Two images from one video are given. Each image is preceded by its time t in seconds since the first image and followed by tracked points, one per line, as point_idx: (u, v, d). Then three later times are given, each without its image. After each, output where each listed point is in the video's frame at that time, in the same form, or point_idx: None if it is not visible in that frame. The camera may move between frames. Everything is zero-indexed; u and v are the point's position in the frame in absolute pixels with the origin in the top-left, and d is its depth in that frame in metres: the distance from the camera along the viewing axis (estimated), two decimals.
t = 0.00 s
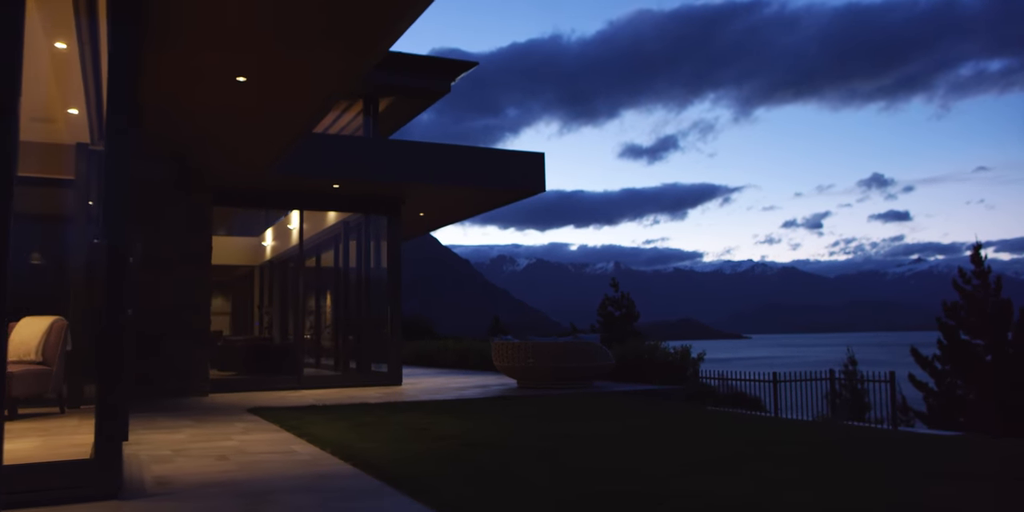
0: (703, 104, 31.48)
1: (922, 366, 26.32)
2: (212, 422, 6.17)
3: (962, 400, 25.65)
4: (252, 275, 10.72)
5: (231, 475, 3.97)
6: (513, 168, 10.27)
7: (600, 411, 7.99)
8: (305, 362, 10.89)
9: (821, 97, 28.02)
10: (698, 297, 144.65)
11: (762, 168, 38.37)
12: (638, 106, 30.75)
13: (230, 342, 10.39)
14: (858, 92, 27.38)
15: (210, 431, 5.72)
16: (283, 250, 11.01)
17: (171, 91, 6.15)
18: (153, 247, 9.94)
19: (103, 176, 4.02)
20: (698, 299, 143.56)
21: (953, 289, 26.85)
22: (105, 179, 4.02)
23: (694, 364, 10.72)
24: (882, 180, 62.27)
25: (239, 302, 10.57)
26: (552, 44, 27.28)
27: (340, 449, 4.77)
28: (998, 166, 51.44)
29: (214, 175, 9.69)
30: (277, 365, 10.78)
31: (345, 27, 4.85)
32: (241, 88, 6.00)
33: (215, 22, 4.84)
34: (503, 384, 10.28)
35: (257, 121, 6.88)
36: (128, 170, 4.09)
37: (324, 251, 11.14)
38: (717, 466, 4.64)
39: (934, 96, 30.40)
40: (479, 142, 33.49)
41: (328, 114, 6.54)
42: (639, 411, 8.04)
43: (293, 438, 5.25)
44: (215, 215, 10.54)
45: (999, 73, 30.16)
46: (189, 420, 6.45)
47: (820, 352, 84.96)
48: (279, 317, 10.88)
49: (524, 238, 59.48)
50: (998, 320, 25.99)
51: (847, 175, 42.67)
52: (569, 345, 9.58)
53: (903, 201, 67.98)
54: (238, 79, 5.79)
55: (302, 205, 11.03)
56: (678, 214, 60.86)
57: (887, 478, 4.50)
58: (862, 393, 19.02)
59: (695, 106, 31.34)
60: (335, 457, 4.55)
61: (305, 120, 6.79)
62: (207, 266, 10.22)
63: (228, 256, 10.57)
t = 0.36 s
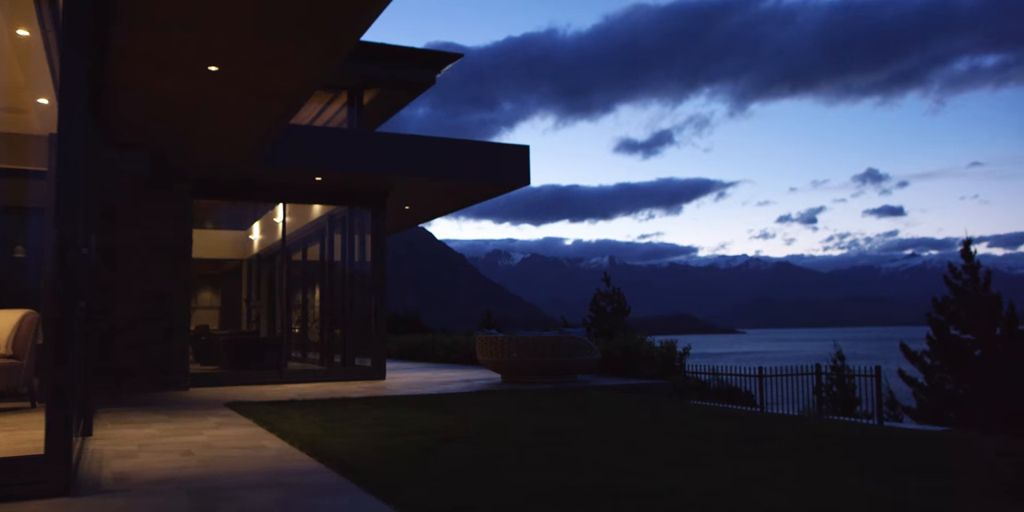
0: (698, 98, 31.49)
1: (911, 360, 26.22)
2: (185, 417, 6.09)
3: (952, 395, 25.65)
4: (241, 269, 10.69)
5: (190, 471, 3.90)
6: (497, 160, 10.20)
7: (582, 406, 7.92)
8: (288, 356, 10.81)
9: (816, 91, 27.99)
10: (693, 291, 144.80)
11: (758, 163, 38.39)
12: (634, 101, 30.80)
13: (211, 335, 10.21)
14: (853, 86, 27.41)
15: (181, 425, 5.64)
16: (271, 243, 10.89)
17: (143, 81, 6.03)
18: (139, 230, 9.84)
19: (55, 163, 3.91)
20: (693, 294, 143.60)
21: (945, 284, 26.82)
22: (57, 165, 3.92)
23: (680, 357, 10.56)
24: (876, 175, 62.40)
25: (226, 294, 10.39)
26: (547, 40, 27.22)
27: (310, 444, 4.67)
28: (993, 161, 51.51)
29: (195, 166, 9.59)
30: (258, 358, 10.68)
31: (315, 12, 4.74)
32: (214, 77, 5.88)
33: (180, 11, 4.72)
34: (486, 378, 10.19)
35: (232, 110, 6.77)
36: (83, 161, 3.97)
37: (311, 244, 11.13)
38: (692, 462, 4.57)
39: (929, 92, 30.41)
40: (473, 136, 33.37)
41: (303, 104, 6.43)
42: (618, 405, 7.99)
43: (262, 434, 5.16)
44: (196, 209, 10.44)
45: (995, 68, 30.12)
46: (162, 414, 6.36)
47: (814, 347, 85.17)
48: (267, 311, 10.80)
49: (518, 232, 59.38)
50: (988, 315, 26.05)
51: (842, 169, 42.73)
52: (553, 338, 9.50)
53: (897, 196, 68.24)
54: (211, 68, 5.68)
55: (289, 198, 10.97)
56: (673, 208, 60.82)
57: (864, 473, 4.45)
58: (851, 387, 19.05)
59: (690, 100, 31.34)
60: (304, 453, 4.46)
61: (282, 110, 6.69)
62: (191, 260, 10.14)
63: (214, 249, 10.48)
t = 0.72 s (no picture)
0: (686, 96, 31.39)
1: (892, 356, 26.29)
2: (153, 416, 6.02)
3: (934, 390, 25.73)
4: (220, 265, 10.60)
5: (142, 472, 3.84)
6: (475, 156, 10.15)
7: (557, 403, 7.87)
8: (265, 353, 10.73)
9: (803, 88, 27.99)
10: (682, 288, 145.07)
11: (747, 161, 38.30)
12: (623, 98, 30.72)
13: (186, 332, 10.12)
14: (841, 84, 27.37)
15: (146, 424, 5.56)
16: (251, 238, 10.77)
17: (105, 75, 5.91)
18: (111, 229, 9.75)
19: None
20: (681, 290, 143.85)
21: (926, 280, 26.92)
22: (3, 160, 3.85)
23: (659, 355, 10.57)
24: (864, 172, 62.60)
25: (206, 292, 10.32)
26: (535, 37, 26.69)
27: (271, 445, 4.60)
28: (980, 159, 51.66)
29: (169, 161, 9.47)
30: (232, 357, 10.55)
31: (274, 5, 4.67)
32: (177, 70, 5.79)
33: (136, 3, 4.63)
34: (464, 375, 10.11)
35: (199, 104, 6.68)
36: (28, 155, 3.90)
37: (291, 240, 11.04)
38: (654, 463, 4.52)
39: (917, 91, 30.43)
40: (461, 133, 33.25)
41: (271, 97, 6.36)
42: (593, 404, 7.96)
43: (226, 434, 5.09)
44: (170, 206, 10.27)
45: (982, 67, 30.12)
46: (129, 413, 6.27)
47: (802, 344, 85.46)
48: (247, 309, 10.73)
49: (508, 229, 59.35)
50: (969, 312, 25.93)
51: (830, 167, 42.74)
52: (533, 337, 9.42)
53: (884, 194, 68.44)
54: (174, 61, 5.58)
55: (270, 194, 10.89)
56: (661, 205, 60.90)
57: (825, 472, 4.41)
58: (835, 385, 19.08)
59: (678, 98, 31.25)
60: (263, 453, 4.38)
61: (250, 104, 6.60)
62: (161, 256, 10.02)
63: (196, 245, 10.42)
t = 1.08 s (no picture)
0: (672, 95, 31.48)
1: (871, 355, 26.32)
2: (115, 417, 5.94)
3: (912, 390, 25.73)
4: (193, 265, 10.77)
5: (90, 475, 3.76)
6: (449, 154, 10.11)
7: (528, 404, 7.83)
8: (239, 352, 10.66)
9: (787, 88, 28.14)
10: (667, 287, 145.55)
11: (732, 160, 38.45)
12: (609, 98, 30.83)
13: (159, 332, 10.02)
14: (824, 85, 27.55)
15: (105, 425, 5.48)
16: (230, 237, 10.79)
17: (64, 70, 5.83)
18: (81, 227, 9.61)
19: None
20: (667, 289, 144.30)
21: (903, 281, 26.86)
22: None
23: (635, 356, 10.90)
24: (847, 172, 63.07)
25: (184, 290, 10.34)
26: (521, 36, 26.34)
27: (227, 447, 4.51)
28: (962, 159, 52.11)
29: (138, 159, 9.35)
30: (204, 356, 10.44)
31: None
32: (138, 66, 5.70)
33: None
34: (438, 376, 10.04)
35: (163, 100, 6.58)
36: None
37: (267, 239, 11.01)
38: (615, 464, 4.48)
39: (899, 91, 30.65)
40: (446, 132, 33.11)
41: (235, 93, 6.28)
42: (564, 404, 7.91)
43: (184, 435, 5.01)
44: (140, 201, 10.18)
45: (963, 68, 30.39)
46: (91, 413, 6.20)
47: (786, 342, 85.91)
48: (224, 309, 10.76)
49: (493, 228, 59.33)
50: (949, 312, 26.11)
51: (814, 167, 42.97)
52: (506, 337, 9.34)
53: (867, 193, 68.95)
54: (134, 56, 5.49)
55: (246, 192, 10.79)
56: (646, 204, 61.08)
57: (787, 471, 4.39)
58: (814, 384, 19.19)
59: (663, 97, 31.34)
60: (218, 456, 4.29)
61: (215, 100, 6.53)
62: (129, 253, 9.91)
63: (172, 243, 10.52)
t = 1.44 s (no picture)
0: (657, 95, 31.57)
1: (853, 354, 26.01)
2: (76, 418, 5.82)
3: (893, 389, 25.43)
4: (170, 263, 10.55)
5: (37, 478, 3.65)
6: (423, 150, 10.06)
7: (502, 404, 7.73)
8: (213, 351, 10.54)
9: (772, 87, 28.24)
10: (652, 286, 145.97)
11: (717, 160, 38.56)
12: (595, 97, 30.94)
13: (132, 330, 9.99)
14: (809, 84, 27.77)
15: (64, 426, 5.35)
16: (207, 235, 10.61)
17: (23, 62, 5.67)
18: (50, 223, 9.42)
19: None
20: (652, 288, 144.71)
21: (884, 281, 26.74)
22: None
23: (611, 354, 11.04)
24: (831, 173, 63.70)
25: (161, 289, 10.34)
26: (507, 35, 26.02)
27: (183, 447, 4.42)
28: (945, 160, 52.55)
29: (108, 155, 9.22)
30: (177, 354, 10.33)
31: None
32: (100, 57, 5.55)
33: None
34: (413, 375, 9.93)
35: (127, 94, 6.44)
36: None
37: (242, 237, 10.90)
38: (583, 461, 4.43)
39: (882, 91, 30.80)
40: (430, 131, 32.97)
41: (201, 85, 6.14)
42: (538, 402, 7.84)
43: (143, 436, 4.90)
44: (113, 198, 10.00)
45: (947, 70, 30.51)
46: (52, 414, 6.06)
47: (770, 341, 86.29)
48: (202, 309, 10.58)
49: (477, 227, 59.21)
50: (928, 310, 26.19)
51: (799, 167, 43.16)
52: (479, 336, 9.24)
53: (849, 194, 69.50)
54: (94, 48, 5.34)
55: (221, 190, 10.66)
56: (631, 203, 61.17)
57: (755, 469, 4.35)
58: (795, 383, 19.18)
59: (649, 96, 31.42)
60: (171, 457, 4.19)
61: (181, 94, 6.39)
62: (100, 248, 9.76)
63: (145, 241, 10.39)
